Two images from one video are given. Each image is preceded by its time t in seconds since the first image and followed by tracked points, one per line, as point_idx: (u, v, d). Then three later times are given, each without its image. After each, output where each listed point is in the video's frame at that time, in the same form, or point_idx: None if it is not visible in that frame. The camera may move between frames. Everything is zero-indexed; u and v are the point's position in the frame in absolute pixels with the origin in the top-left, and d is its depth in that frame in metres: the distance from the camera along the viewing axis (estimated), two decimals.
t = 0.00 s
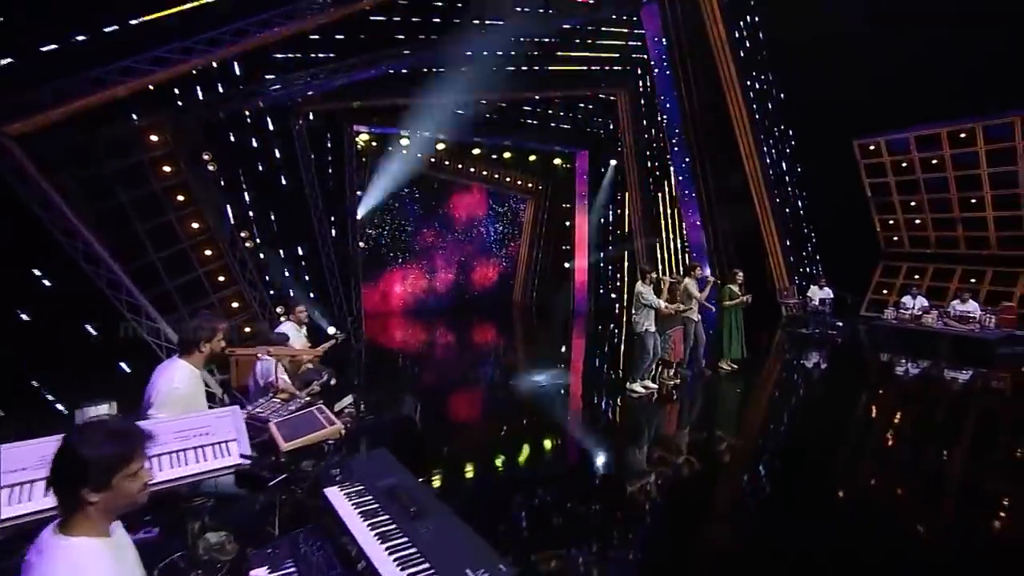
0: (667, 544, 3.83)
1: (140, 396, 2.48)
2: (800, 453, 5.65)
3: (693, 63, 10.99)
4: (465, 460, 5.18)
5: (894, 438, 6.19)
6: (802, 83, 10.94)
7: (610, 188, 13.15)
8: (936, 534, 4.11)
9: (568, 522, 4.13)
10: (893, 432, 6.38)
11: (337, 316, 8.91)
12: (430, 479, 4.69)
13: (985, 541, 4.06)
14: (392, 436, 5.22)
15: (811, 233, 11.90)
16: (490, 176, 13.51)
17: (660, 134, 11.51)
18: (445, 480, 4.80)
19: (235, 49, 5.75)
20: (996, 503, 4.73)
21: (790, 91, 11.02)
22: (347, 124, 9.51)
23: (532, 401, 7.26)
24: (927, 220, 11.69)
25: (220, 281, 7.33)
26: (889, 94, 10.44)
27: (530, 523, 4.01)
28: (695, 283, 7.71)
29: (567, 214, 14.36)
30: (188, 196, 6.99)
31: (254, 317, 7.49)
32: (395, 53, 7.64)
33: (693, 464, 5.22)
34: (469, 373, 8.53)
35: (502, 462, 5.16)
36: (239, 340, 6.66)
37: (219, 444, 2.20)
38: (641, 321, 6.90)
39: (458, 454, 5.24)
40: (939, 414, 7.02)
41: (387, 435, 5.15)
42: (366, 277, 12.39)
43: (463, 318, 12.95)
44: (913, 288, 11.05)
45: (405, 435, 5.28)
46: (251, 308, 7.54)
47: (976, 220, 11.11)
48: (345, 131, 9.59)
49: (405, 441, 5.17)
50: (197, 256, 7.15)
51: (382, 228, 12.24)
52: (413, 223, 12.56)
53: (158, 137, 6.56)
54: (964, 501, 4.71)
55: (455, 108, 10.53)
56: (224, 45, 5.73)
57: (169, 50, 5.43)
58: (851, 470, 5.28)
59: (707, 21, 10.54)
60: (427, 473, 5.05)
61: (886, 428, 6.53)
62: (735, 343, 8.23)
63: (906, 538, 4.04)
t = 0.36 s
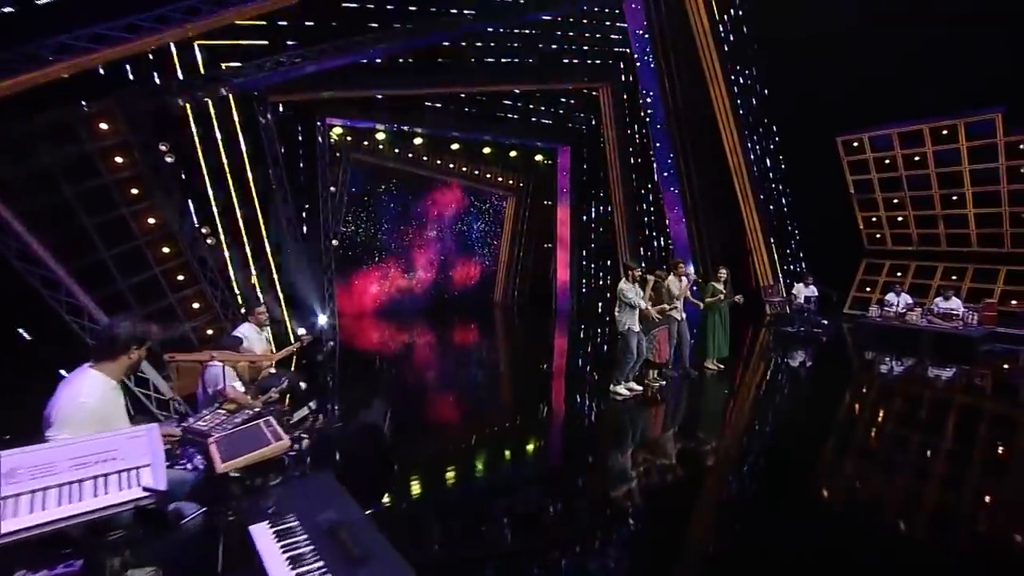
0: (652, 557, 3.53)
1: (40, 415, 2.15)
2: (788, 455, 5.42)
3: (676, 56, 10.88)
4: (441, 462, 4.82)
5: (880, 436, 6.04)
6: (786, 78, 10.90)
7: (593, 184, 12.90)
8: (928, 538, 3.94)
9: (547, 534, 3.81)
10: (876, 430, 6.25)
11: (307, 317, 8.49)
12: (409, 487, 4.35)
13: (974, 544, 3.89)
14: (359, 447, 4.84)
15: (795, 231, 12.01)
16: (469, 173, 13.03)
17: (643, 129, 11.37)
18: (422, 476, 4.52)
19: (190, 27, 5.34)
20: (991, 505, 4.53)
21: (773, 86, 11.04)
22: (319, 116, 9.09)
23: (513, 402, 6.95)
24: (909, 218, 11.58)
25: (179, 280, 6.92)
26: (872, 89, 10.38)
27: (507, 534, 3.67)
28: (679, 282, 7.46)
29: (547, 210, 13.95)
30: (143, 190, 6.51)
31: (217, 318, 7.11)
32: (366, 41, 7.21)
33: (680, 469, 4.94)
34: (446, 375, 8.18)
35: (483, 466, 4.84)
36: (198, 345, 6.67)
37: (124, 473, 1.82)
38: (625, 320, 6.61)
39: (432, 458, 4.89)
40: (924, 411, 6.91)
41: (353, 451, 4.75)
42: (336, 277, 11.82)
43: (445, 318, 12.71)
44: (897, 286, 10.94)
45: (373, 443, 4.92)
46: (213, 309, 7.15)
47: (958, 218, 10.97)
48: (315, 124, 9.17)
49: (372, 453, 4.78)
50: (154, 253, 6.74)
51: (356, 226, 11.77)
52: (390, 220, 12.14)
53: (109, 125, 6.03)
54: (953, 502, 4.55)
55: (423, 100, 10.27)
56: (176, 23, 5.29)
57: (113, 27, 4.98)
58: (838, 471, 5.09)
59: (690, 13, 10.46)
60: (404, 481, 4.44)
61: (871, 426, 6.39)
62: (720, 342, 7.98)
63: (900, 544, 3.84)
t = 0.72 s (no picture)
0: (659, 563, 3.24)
1: None
2: (794, 459, 5.10)
3: (677, 46, 10.40)
4: (427, 464, 4.48)
5: (889, 439, 5.73)
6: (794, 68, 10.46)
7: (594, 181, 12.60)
8: (950, 547, 3.63)
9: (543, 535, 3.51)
10: (882, 432, 5.95)
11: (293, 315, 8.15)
12: (403, 491, 3.94)
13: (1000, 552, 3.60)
14: (338, 449, 4.49)
15: (800, 227, 11.74)
16: (465, 169, 12.84)
17: (644, 123, 11.10)
18: (416, 478, 4.19)
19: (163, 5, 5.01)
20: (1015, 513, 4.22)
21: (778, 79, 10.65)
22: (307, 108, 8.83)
23: (506, 404, 6.59)
24: (917, 213, 11.29)
25: (156, 278, 6.56)
26: (879, 80, 10.08)
27: (493, 541, 3.36)
28: (677, 279, 7.08)
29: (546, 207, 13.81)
30: (116, 182, 6.17)
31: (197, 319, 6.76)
32: (354, 27, 6.63)
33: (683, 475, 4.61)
34: (437, 376, 7.84)
35: (481, 467, 4.56)
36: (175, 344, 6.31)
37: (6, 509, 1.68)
38: (623, 319, 6.26)
39: (417, 458, 4.57)
40: (932, 413, 6.61)
41: (331, 453, 4.42)
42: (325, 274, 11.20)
43: (442, 317, 12.34)
44: (906, 284, 10.55)
45: (355, 448, 4.58)
46: (192, 307, 6.84)
47: (968, 213, 10.64)
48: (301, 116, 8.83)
49: (352, 453, 4.45)
50: (129, 250, 6.36)
51: (349, 221, 11.33)
52: (384, 216, 11.80)
53: (77, 113, 5.74)
54: (969, 507, 4.26)
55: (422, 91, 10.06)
56: None
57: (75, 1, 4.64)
58: (848, 475, 4.78)
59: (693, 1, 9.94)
60: (396, 488, 3.98)
61: (880, 427, 6.10)
62: (724, 343, 7.63)
63: (913, 552, 3.55)
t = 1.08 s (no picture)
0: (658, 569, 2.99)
1: None
2: (796, 463, 4.81)
3: (675, 39, 10.25)
4: (411, 467, 4.25)
5: (897, 442, 5.44)
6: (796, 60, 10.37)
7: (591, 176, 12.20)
8: (969, 559, 3.34)
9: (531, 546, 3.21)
10: (888, 434, 5.66)
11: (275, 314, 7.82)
12: (394, 494, 3.71)
13: None
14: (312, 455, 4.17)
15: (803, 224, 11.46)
16: (459, 164, 12.52)
17: (642, 117, 10.75)
18: (410, 482, 3.96)
19: None
20: None
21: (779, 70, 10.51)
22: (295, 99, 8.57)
23: (497, 406, 6.24)
24: (924, 209, 10.99)
25: (127, 275, 6.39)
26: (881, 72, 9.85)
27: (470, 548, 3.08)
28: (680, 274, 6.69)
29: (541, 202, 13.30)
30: (82, 172, 5.91)
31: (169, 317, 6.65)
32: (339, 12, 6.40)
33: (679, 479, 4.31)
34: (426, 377, 7.47)
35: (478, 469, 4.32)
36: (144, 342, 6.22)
37: None
38: (617, 317, 5.87)
39: (402, 461, 4.32)
40: (940, 414, 6.31)
41: (303, 458, 4.08)
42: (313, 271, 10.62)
43: (432, 317, 11.86)
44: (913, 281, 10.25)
45: (330, 454, 4.22)
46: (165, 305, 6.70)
47: (977, 209, 10.35)
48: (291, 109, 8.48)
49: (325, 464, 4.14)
50: (98, 246, 6.17)
51: (342, 217, 11.00)
52: (378, 212, 11.47)
53: (38, 99, 5.43)
54: (987, 513, 3.99)
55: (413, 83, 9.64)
56: None
57: None
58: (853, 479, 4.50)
59: None
60: (386, 490, 3.77)
61: (885, 428, 5.83)
62: (728, 342, 7.31)
63: (921, 560, 3.30)
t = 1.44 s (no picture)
0: None
1: None
2: (793, 467, 4.51)
3: (665, 30, 10.06)
4: (396, 468, 4.02)
5: (893, 443, 5.19)
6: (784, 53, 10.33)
7: (581, 170, 11.88)
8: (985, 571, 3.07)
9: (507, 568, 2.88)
10: (882, 434, 5.41)
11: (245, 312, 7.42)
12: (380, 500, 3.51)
13: None
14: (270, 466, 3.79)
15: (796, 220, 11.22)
16: (443, 159, 12.21)
17: (632, 110, 10.62)
18: (395, 487, 3.68)
19: None
20: None
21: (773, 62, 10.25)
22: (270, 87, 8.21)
23: (476, 409, 5.88)
24: (918, 204, 10.84)
25: (79, 271, 5.55)
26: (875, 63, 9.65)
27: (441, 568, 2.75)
28: (681, 270, 6.34)
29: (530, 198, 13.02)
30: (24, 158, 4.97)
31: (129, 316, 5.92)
32: None
33: (672, 487, 3.99)
34: (403, 379, 7.10)
35: (464, 474, 4.03)
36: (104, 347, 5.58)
37: None
38: (606, 313, 5.38)
39: (387, 464, 4.10)
40: (933, 412, 6.09)
41: (259, 470, 3.70)
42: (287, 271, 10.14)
43: (416, 317, 11.47)
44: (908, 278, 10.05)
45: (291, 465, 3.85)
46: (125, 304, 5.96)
47: (972, 204, 10.17)
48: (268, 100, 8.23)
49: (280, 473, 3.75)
50: (45, 239, 5.23)
51: (323, 214, 10.71)
52: (359, 208, 11.12)
53: None
54: (991, 520, 3.74)
55: (394, 72, 9.41)
56: None
57: None
58: (854, 484, 4.22)
59: None
60: (372, 495, 3.53)
61: (880, 428, 5.59)
62: (720, 341, 6.97)
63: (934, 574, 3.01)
